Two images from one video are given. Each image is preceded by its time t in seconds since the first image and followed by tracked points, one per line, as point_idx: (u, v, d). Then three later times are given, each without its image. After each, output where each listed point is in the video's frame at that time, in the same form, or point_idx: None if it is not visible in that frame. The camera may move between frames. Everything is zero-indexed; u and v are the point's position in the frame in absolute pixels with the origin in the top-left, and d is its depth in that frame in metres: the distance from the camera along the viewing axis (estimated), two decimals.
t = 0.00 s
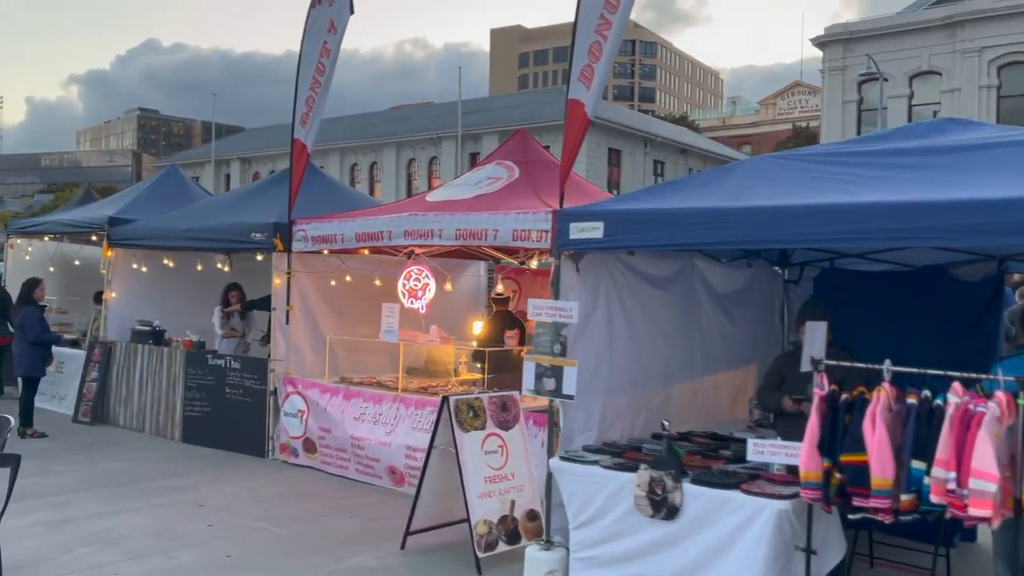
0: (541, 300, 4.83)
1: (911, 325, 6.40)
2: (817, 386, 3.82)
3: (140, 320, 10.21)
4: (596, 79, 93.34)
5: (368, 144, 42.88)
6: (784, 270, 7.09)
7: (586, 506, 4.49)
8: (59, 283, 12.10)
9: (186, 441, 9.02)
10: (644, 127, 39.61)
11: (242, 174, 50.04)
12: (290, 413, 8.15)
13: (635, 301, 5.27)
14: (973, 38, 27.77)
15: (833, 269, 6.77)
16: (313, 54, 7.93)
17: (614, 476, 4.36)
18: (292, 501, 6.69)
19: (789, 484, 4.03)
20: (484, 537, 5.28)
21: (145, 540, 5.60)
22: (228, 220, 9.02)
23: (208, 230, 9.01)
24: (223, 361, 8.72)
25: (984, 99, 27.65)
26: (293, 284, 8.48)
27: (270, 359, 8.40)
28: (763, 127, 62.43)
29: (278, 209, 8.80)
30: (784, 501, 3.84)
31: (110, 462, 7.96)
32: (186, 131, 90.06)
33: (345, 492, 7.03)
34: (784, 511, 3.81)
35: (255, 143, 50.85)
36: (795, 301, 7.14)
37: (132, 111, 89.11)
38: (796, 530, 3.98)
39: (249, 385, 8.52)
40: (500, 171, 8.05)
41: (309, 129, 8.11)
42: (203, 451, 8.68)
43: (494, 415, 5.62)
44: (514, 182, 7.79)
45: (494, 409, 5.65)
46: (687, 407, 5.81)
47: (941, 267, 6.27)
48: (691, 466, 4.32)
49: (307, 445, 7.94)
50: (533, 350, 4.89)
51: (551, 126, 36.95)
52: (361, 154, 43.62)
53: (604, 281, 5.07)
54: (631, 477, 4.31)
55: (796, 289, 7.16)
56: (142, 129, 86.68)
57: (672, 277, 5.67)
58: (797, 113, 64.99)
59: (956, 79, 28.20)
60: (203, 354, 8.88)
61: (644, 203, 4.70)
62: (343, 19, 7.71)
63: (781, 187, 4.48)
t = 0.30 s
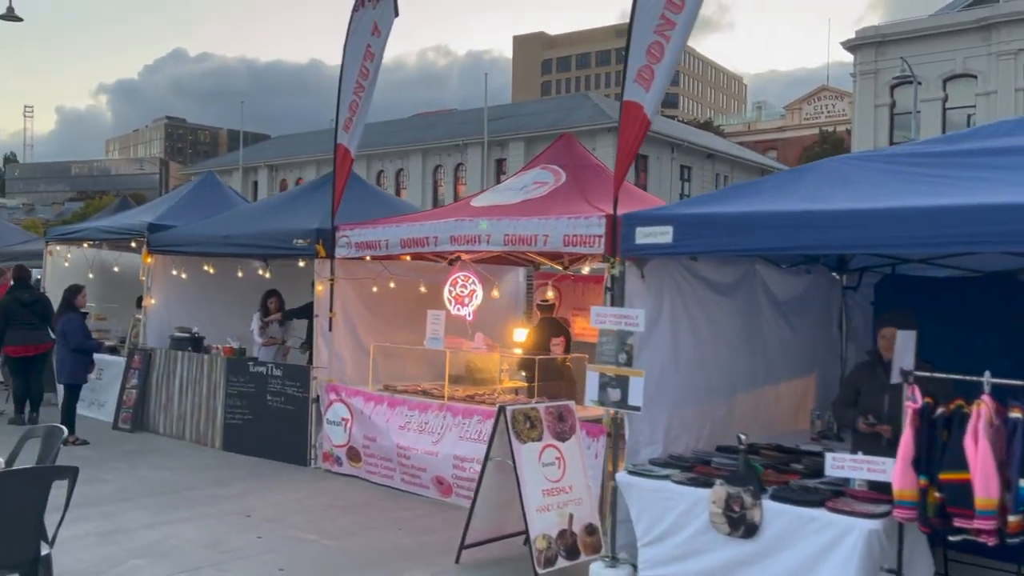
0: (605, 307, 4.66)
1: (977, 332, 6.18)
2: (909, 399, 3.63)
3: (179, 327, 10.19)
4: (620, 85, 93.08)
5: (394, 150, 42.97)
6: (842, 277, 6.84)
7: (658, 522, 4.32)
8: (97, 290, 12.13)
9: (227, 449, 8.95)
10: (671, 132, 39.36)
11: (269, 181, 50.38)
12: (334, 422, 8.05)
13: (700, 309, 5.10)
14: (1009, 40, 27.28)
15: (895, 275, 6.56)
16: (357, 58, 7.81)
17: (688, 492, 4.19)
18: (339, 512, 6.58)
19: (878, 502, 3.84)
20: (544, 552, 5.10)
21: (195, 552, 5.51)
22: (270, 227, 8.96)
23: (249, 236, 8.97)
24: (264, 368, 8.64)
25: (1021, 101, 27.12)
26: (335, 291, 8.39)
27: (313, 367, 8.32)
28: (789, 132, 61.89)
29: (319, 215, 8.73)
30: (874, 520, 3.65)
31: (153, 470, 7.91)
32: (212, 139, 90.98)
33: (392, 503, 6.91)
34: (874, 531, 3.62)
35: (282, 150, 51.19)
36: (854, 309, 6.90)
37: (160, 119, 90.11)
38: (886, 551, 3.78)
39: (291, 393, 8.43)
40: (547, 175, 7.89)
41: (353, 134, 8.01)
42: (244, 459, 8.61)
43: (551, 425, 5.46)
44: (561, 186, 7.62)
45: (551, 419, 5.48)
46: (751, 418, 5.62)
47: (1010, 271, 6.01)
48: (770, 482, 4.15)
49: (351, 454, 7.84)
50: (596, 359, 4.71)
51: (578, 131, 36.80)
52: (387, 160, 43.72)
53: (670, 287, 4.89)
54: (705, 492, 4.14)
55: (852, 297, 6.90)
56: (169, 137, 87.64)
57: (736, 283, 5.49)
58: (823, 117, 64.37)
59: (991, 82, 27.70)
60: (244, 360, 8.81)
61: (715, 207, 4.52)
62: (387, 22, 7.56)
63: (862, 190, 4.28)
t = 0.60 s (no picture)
0: (683, 316, 4.50)
1: None
2: None
3: (227, 339, 10.18)
4: (647, 87, 92.62)
5: (425, 157, 43.04)
6: (914, 279, 6.55)
7: (747, 541, 4.13)
8: (144, 303, 12.21)
9: (279, 461, 8.90)
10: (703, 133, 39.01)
11: (301, 190, 50.75)
12: (389, 434, 7.96)
13: (779, 316, 4.91)
14: None
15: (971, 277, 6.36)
16: (406, 65, 7.69)
17: (780, 510, 4.00)
18: (400, 527, 6.47)
19: (989, 520, 3.61)
20: (620, 570, 4.94)
21: (261, 570, 5.42)
22: (319, 238, 8.91)
23: (298, 247, 8.94)
24: (316, 380, 8.59)
25: None
26: (387, 301, 8.31)
27: (366, 379, 8.25)
28: (821, 131, 61.12)
29: (369, 225, 8.67)
30: (989, 541, 3.42)
31: (208, 485, 7.87)
32: (243, 150, 92.02)
33: (453, 517, 6.79)
34: (989, 553, 3.40)
35: (313, 160, 51.59)
36: (926, 312, 6.61)
37: (192, 131, 91.34)
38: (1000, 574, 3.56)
39: (344, 405, 8.37)
40: (601, 180, 7.73)
41: (402, 143, 7.90)
42: (298, 472, 8.55)
43: (622, 439, 5.29)
44: (617, 191, 7.45)
45: (622, 433, 5.31)
46: (829, 429, 5.41)
47: None
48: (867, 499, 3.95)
49: (407, 466, 7.74)
50: (674, 371, 4.55)
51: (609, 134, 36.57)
52: (417, 167, 43.81)
53: (749, 295, 4.72)
54: (799, 510, 3.95)
55: (924, 300, 6.61)
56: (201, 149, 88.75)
57: (812, 288, 5.29)
58: (856, 115, 63.49)
59: None
60: (295, 373, 8.77)
61: (800, 211, 4.34)
62: (436, 28, 7.41)
63: (959, 191, 4.08)
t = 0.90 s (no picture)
0: (771, 317, 4.34)
1: None
2: None
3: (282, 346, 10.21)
4: (681, 84, 91.83)
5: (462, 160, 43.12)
6: (996, 273, 6.31)
7: (848, 552, 3.95)
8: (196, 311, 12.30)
9: (337, 468, 8.88)
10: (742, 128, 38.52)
11: (339, 196, 51.16)
12: (449, 439, 7.87)
13: (867, 314, 4.71)
14: None
15: None
16: (460, 66, 7.58)
17: (884, 518, 3.81)
18: (467, 535, 6.37)
19: None
20: None
21: None
22: (373, 243, 8.87)
23: (353, 252, 8.92)
24: (374, 386, 8.57)
25: None
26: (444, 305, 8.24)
27: (424, 384, 8.18)
28: (861, 123, 60.05)
29: (423, 229, 8.62)
30: None
31: (271, 493, 7.86)
32: (281, 157, 93.11)
33: (520, 525, 6.68)
34: None
35: (350, 165, 51.97)
36: (1010, 307, 6.35)
37: (230, 140, 92.65)
38: None
39: (402, 411, 8.32)
40: (661, 177, 7.56)
41: (457, 145, 7.80)
42: (357, 479, 8.52)
43: (701, 444, 5.13)
44: (678, 189, 7.27)
45: (700, 438, 5.16)
46: (917, 430, 5.19)
47: None
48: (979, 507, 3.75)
49: (469, 472, 7.64)
50: (762, 374, 4.39)
51: (647, 132, 36.26)
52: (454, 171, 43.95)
53: (837, 292, 4.53)
54: (906, 519, 3.76)
55: (1008, 294, 6.38)
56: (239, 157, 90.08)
57: (898, 284, 5.08)
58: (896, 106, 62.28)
59: None
60: (352, 379, 8.75)
61: (894, 205, 4.15)
62: (491, 29, 7.30)
63: None
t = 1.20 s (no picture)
0: (856, 314, 4.12)
1: None
2: None
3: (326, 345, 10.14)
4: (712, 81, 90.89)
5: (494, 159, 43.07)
6: None
7: (945, 565, 3.70)
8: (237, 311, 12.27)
9: (383, 469, 8.75)
10: (779, 125, 37.99)
11: (372, 196, 51.36)
12: (499, 441, 7.70)
13: (956, 311, 4.44)
14: None
15: None
16: (511, 59, 7.40)
17: (985, 529, 3.57)
18: (523, 541, 6.20)
19: None
20: None
21: None
22: (420, 241, 8.75)
23: (398, 251, 8.80)
24: (421, 386, 8.43)
25: None
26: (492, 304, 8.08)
27: (472, 384, 8.03)
28: (899, 120, 59.02)
29: (470, 227, 8.49)
30: None
31: (319, 494, 7.75)
32: (313, 159, 93.82)
33: (576, 530, 6.49)
34: None
35: (382, 166, 52.12)
36: None
37: (263, 142, 93.63)
38: None
39: (450, 411, 8.17)
40: (718, 171, 7.33)
41: (507, 140, 7.62)
42: (404, 480, 8.39)
43: (774, 448, 4.90)
44: (737, 182, 7.02)
45: (773, 442, 4.92)
46: (1005, 433, 4.90)
47: None
48: None
49: (520, 475, 7.47)
50: (847, 375, 4.15)
51: (683, 129, 35.89)
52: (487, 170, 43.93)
53: (925, 287, 4.26)
54: (1011, 530, 3.51)
55: None
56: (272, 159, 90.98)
57: (986, 278, 4.79)
58: (935, 102, 61.10)
59: None
60: (398, 379, 8.63)
61: (994, 194, 3.87)
62: (544, 20, 7.12)
63: None
